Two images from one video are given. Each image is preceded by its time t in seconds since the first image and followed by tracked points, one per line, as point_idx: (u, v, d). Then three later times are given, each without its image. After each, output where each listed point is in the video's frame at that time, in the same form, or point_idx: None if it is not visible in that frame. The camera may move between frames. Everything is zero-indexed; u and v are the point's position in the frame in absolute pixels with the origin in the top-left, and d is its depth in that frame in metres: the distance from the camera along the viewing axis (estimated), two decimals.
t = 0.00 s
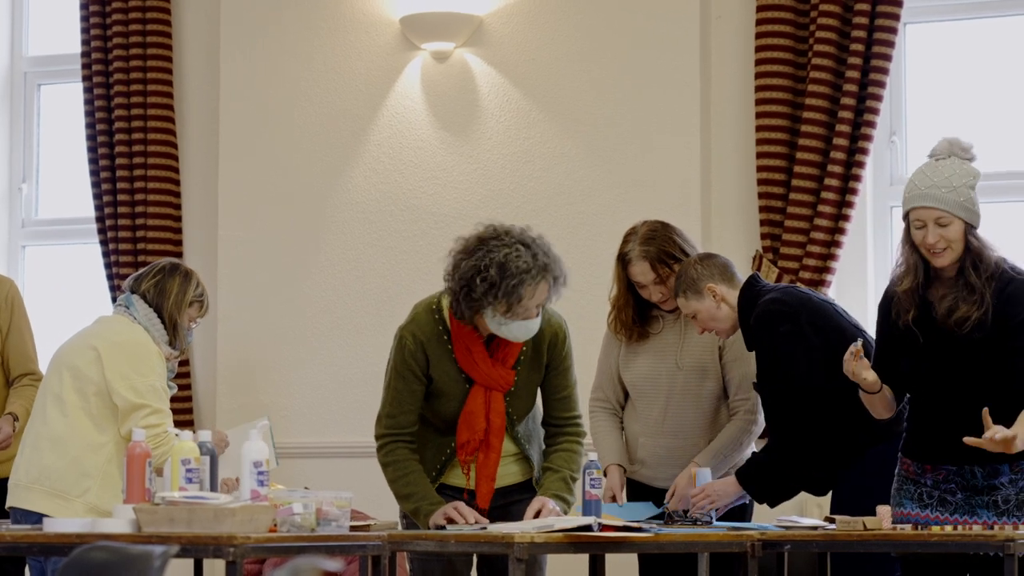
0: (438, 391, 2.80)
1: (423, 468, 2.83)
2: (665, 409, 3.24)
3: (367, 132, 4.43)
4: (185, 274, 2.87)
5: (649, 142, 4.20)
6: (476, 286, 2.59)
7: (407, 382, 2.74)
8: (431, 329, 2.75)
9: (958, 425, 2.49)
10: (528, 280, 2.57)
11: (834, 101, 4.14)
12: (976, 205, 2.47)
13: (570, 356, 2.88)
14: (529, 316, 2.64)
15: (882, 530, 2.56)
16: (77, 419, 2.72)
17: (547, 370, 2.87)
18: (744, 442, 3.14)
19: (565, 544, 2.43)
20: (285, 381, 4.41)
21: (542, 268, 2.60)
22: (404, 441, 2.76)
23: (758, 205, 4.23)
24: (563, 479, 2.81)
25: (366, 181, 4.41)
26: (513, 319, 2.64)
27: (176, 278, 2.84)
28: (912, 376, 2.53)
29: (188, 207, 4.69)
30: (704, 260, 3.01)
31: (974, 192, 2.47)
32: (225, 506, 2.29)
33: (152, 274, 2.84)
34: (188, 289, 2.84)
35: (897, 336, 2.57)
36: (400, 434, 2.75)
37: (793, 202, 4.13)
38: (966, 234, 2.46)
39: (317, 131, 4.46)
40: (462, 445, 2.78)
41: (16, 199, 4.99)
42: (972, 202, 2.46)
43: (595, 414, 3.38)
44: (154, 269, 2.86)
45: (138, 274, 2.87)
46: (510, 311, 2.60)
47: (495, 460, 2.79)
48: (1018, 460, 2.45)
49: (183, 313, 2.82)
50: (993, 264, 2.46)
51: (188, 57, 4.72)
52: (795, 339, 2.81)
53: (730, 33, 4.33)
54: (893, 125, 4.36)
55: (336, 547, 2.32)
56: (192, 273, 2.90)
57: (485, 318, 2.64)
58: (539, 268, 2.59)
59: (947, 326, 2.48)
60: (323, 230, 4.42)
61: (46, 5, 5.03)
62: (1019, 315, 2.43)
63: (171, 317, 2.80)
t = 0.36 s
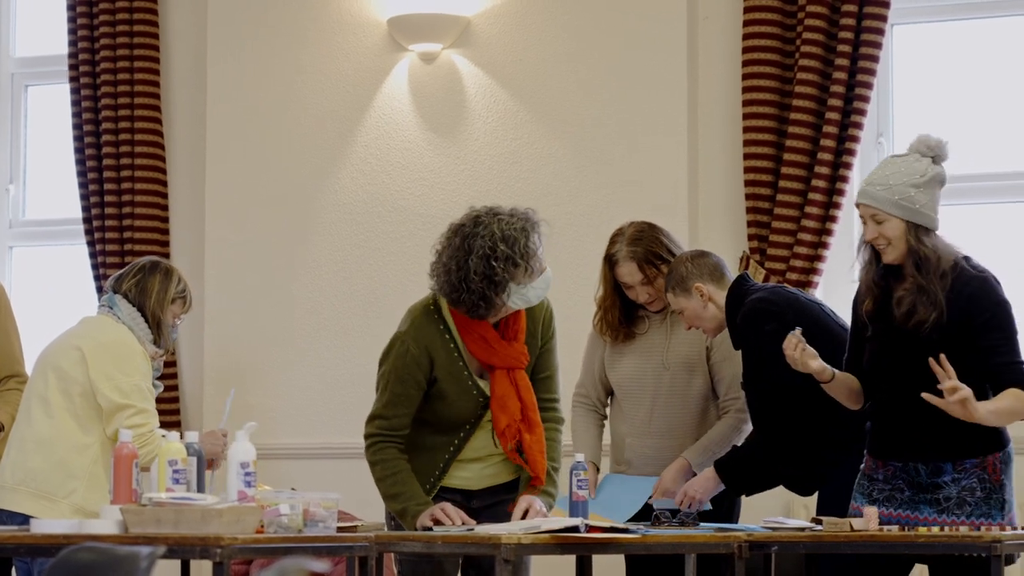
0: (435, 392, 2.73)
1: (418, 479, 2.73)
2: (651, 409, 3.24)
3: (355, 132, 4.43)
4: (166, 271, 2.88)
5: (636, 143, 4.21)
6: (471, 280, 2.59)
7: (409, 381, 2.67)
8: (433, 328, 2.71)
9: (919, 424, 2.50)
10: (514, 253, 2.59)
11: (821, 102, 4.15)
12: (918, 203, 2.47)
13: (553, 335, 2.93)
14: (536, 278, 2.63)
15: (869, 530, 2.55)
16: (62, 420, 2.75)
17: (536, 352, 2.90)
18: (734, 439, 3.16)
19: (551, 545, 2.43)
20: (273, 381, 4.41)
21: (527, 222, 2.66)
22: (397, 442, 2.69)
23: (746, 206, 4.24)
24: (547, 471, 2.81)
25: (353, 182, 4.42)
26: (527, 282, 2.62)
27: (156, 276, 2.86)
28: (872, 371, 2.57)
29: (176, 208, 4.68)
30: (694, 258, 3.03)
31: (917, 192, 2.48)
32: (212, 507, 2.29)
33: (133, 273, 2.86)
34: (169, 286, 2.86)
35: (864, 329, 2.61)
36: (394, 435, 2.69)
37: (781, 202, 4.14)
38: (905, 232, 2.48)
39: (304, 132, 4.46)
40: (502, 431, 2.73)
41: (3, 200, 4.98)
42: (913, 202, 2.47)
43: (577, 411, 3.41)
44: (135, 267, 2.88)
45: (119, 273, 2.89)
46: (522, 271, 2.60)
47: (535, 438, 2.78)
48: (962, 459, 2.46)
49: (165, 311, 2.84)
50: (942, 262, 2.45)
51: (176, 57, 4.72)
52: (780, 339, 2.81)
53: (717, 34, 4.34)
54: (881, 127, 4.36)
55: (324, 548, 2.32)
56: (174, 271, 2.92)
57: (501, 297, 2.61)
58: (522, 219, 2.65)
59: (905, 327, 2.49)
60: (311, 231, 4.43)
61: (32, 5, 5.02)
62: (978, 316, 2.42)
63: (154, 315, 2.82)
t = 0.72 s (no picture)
0: (428, 383, 2.72)
1: (409, 474, 2.72)
2: (641, 401, 3.25)
3: (346, 130, 4.43)
4: (156, 272, 2.89)
5: (627, 141, 4.21)
6: (466, 266, 2.59)
7: (404, 372, 2.66)
8: (428, 320, 2.70)
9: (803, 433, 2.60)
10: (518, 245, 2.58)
11: (812, 99, 4.15)
12: (798, 208, 2.53)
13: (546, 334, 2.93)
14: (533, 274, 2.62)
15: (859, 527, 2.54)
16: (53, 419, 2.77)
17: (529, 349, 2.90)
18: (726, 440, 3.16)
19: (542, 543, 2.43)
20: (264, 379, 4.41)
21: (534, 219, 2.65)
22: (389, 436, 2.68)
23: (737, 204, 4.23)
24: (537, 469, 2.84)
25: (344, 179, 4.42)
26: (521, 278, 2.62)
27: (146, 276, 2.86)
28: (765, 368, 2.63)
29: (166, 206, 4.68)
30: (688, 256, 3.03)
31: (801, 199, 2.54)
32: (203, 504, 2.29)
33: (122, 273, 2.87)
34: (158, 286, 2.86)
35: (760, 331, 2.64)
36: (387, 428, 2.67)
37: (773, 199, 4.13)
38: (786, 236, 2.54)
39: (294, 130, 4.46)
40: (480, 428, 2.73)
41: None
42: (794, 207, 2.53)
43: (564, 399, 3.46)
44: (125, 268, 2.89)
45: (109, 273, 2.89)
46: (518, 266, 2.60)
47: (517, 438, 2.77)
48: (844, 467, 2.59)
49: (154, 310, 2.84)
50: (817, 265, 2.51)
51: (167, 54, 4.71)
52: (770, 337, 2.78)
53: (707, 32, 4.35)
54: (872, 125, 4.36)
55: (314, 546, 2.33)
56: (164, 271, 2.92)
57: (494, 287, 2.61)
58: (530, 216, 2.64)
59: (787, 331, 2.53)
60: (302, 228, 4.43)
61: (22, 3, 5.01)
62: (839, 319, 2.48)
63: (142, 315, 2.82)
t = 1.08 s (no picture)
0: (414, 382, 2.74)
1: (396, 460, 2.75)
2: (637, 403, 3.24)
3: (338, 131, 4.43)
4: (148, 274, 2.90)
5: (619, 142, 4.21)
6: (446, 256, 2.63)
7: (389, 371, 2.67)
8: (412, 320, 2.71)
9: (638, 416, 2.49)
10: (496, 265, 2.57)
11: (804, 99, 4.17)
12: (667, 206, 2.43)
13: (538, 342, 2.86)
14: (494, 304, 2.65)
15: (851, 530, 2.56)
16: (43, 419, 2.76)
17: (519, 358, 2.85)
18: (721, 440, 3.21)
19: (534, 543, 2.42)
20: (256, 380, 4.41)
21: (514, 263, 2.59)
22: (379, 436, 2.69)
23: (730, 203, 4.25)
24: (530, 475, 2.79)
25: (336, 180, 4.42)
26: (477, 301, 2.65)
27: (138, 278, 2.87)
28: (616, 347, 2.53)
29: (158, 207, 4.68)
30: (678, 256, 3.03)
31: (672, 197, 2.44)
32: (195, 505, 2.29)
33: (114, 274, 2.88)
34: (150, 289, 2.87)
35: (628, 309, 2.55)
36: (375, 428, 2.68)
37: (764, 200, 4.14)
38: (650, 230, 2.45)
39: (286, 132, 4.46)
40: (433, 432, 2.72)
41: None
42: (663, 203, 2.43)
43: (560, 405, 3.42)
44: (117, 269, 2.90)
45: (101, 274, 2.90)
46: (471, 288, 2.62)
47: (467, 449, 2.74)
48: (655, 458, 2.47)
49: (145, 313, 2.86)
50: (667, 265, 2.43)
51: (159, 55, 4.71)
52: (761, 338, 2.80)
53: (699, 34, 4.36)
54: (864, 125, 4.38)
55: (308, 547, 2.32)
56: (155, 273, 2.93)
57: (453, 293, 2.67)
58: (511, 260, 2.58)
59: (627, 312, 2.44)
60: (294, 229, 4.43)
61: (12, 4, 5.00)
62: (666, 307, 2.38)
63: (133, 318, 2.84)
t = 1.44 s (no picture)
0: (401, 380, 2.73)
1: (384, 454, 2.75)
2: (631, 397, 3.25)
3: (330, 125, 4.43)
4: (139, 264, 2.89)
5: (611, 136, 4.21)
6: (434, 260, 2.61)
7: (376, 368, 2.67)
8: (397, 317, 2.69)
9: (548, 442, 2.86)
10: (480, 274, 2.55)
11: (796, 93, 4.17)
12: (501, 219, 3.22)
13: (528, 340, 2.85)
14: (477, 310, 2.63)
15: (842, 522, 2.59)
16: (36, 412, 2.77)
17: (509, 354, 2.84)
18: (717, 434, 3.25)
19: (525, 537, 2.43)
20: (247, 374, 4.41)
21: (499, 273, 2.56)
22: (370, 432, 2.69)
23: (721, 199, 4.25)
24: (522, 469, 2.78)
25: (327, 174, 4.41)
26: (461, 308, 2.63)
27: (130, 269, 2.87)
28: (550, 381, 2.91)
29: (149, 201, 4.67)
30: (671, 250, 3.03)
31: (505, 212, 3.22)
32: (186, 498, 2.29)
33: (106, 265, 2.87)
34: (142, 281, 2.87)
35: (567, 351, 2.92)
36: (364, 425, 2.68)
37: (756, 194, 4.15)
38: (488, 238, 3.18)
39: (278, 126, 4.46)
40: (419, 431, 2.72)
41: None
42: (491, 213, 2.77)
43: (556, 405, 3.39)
44: (108, 258, 2.88)
45: (92, 264, 2.89)
46: (455, 296, 2.60)
47: (456, 449, 2.74)
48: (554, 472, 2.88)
49: (137, 305, 2.85)
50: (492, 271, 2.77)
51: (150, 49, 4.71)
52: (751, 334, 2.80)
53: (690, 28, 4.37)
54: (855, 119, 4.39)
55: (300, 541, 2.33)
56: (146, 263, 2.92)
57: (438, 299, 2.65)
58: (496, 270, 2.56)
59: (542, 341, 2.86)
60: (287, 222, 4.43)
61: None
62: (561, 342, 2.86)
63: (125, 309, 2.84)
